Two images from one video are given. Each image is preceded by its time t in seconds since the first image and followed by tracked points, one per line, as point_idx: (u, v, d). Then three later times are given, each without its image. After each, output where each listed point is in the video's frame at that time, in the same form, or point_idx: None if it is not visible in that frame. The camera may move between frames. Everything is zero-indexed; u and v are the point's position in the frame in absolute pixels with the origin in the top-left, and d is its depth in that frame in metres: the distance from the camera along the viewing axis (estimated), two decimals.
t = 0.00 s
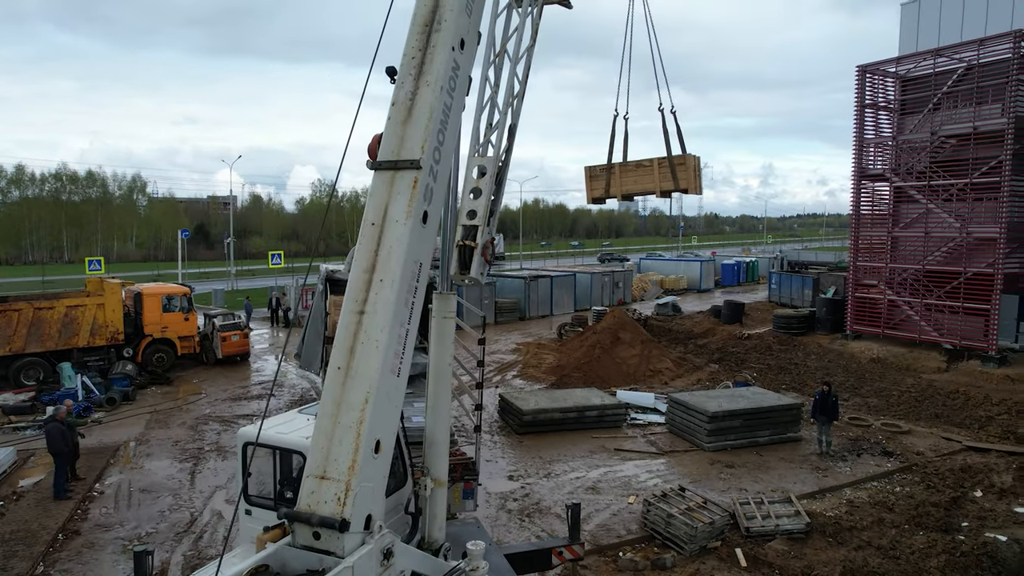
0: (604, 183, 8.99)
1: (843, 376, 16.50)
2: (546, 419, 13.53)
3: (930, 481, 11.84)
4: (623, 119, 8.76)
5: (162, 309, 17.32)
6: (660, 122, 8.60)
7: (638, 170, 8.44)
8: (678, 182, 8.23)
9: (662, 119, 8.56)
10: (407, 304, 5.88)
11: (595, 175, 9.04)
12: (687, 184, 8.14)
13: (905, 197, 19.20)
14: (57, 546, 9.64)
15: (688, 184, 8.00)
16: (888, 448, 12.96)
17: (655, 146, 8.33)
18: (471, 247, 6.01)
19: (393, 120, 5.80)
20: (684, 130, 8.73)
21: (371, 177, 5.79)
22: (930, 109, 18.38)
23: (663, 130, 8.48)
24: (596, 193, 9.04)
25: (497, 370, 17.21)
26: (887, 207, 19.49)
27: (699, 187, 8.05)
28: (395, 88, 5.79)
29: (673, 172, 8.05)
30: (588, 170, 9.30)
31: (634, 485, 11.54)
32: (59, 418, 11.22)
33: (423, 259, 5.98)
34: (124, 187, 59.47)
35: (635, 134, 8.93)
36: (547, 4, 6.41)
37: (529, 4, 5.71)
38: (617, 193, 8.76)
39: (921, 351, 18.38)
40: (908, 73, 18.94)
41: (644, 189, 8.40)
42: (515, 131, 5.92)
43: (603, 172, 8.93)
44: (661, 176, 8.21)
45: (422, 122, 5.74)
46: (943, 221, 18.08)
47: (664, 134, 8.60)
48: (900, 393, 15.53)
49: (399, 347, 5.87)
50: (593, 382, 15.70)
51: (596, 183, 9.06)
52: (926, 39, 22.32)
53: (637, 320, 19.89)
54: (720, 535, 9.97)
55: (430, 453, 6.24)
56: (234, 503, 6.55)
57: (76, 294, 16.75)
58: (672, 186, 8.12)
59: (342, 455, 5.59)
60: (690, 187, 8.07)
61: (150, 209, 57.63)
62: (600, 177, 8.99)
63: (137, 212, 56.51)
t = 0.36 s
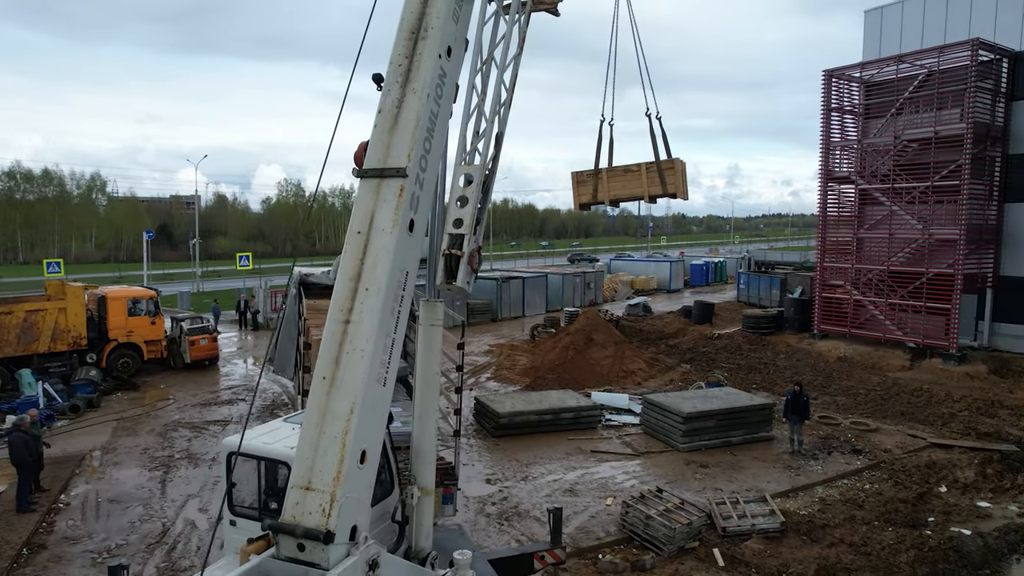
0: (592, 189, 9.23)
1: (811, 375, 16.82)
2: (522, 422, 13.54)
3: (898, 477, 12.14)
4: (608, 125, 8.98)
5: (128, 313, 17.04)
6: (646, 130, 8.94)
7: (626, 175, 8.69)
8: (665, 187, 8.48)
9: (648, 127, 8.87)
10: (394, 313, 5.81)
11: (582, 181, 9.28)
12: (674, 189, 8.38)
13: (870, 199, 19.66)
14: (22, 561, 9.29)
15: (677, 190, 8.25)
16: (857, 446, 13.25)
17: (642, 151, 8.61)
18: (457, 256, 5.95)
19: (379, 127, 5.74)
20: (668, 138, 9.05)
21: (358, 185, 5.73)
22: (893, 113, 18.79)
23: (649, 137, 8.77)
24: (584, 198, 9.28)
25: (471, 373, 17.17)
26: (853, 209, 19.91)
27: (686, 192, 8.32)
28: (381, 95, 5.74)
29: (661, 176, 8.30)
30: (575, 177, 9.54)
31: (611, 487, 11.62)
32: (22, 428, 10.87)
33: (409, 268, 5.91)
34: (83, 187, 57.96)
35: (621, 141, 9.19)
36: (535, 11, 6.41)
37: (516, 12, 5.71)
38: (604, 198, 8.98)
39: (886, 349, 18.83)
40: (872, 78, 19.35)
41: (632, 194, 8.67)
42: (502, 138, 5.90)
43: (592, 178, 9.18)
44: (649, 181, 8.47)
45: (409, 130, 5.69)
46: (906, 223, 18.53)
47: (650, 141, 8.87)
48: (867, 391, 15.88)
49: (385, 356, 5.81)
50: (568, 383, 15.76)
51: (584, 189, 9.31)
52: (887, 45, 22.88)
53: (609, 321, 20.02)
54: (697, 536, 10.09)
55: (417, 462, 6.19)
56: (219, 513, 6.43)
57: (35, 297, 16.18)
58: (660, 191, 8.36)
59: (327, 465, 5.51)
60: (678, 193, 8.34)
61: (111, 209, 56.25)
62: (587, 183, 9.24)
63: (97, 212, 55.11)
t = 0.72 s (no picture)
0: (576, 191, 9.56)
1: (783, 375, 17.09)
2: (500, 424, 13.53)
3: (870, 475, 12.38)
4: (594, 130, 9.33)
5: (95, 316, 16.68)
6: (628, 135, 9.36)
7: (611, 179, 9.06)
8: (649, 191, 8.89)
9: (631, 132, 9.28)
10: (381, 321, 5.74)
11: (567, 183, 9.60)
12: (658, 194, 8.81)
13: (839, 201, 20.04)
14: None
15: (661, 194, 8.68)
16: (831, 444, 13.48)
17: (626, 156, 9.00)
18: (445, 263, 5.90)
19: (367, 133, 5.68)
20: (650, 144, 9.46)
21: (345, 192, 5.66)
22: (861, 116, 19.11)
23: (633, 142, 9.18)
24: (568, 200, 9.58)
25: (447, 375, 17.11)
26: (823, 210, 20.25)
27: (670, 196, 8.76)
28: (369, 101, 5.68)
29: (647, 180, 8.71)
30: (558, 178, 9.84)
31: (590, 489, 11.67)
32: None
33: (397, 275, 5.84)
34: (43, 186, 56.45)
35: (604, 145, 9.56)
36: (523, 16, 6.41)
37: (504, 18, 5.70)
38: (589, 201, 9.31)
39: (855, 348, 19.21)
40: (841, 81, 19.69)
41: (616, 197, 9.02)
42: (490, 144, 5.88)
43: (576, 181, 9.52)
44: (634, 185, 8.85)
45: (397, 137, 5.64)
46: (875, 224, 18.91)
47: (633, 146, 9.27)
48: (838, 390, 16.18)
49: (373, 364, 5.74)
50: (544, 385, 15.79)
51: (567, 191, 9.62)
52: (855, 50, 23.35)
53: (584, 322, 20.11)
54: (677, 536, 10.18)
55: (406, 470, 6.14)
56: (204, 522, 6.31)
57: None
58: (644, 194, 8.75)
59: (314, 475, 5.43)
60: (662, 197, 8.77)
61: (73, 208, 54.92)
62: (571, 185, 9.56)
63: (58, 212, 53.73)
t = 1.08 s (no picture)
0: (556, 194, 9.58)
1: (754, 374, 17.35)
2: (477, 427, 13.48)
3: (842, 472, 12.63)
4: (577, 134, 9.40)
5: (58, 321, 16.22)
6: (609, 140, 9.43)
7: (592, 183, 9.11)
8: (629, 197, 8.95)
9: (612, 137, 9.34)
10: (368, 329, 5.65)
11: (547, 185, 9.63)
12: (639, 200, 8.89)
13: (808, 202, 20.41)
14: None
15: (640, 200, 8.76)
16: (803, 443, 13.71)
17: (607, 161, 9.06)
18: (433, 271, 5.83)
19: (353, 140, 5.60)
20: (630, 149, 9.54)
21: (331, 199, 5.57)
22: (829, 120, 19.49)
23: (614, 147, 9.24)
24: (548, 202, 9.61)
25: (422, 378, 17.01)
26: (792, 212, 20.59)
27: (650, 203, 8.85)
28: (355, 107, 5.60)
29: (628, 186, 8.79)
30: (537, 180, 9.87)
31: (569, 490, 11.71)
32: None
33: (385, 283, 5.75)
34: None
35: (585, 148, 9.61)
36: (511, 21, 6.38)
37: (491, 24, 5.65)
38: (569, 203, 9.34)
39: (823, 347, 19.59)
40: (809, 85, 20.05)
41: (597, 201, 9.08)
42: (477, 151, 5.83)
43: (556, 183, 9.55)
44: (616, 190, 8.92)
45: (384, 143, 5.56)
46: (843, 225, 19.30)
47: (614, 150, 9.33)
48: (808, 389, 16.48)
49: (360, 373, 5.64)
50: (520, 386, 15.78)
51: (547, 194, 9.65)
52: (821, 54, 23.79)
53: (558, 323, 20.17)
54: (657, 536, 10.26)
55: (393, 478, 6.08)
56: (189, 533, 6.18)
57: None
58: (626, 200, 8.82)
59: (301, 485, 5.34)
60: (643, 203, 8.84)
61: (29, 208, 53.38)
62: (552, 187, 9.59)
63: (14, 212, 52.20)
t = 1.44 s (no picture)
0: (536, 200, 9.60)
1: (727, 373, 17.56)
2: (454, 430, 13.43)
3: (815, 470, 12.84)
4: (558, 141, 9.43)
5: (20, 326, 15.75)
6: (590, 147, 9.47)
7: (573, 191, 9.16)
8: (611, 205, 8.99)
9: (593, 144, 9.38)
10: (356, 337, 5.57)
11: (527, 192, 9.63)
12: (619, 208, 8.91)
13: (778, 204, 20.73)
14: None
15: (621, 208, 8.79)
16: (776, 442, 13.92)
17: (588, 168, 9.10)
18: (421, 280, 5.77)
19: (342, 148, 5.52)
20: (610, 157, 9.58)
21: (319, 208, 5.49)
22: (798, 122, 19.83)
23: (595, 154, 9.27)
24: (528, 209, 9.63)
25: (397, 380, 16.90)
26: (762, 213, 20.89)
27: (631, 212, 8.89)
28: (343, 115, 5.53)
29: (610, 194, 8.83)
30: (518, 185, 9.87)
31: (548, 493, 11.72)
32: None
33: (373, 292, 5.68)
34: None
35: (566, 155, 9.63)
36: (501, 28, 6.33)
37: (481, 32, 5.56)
38: (549, 210, 9.37)
39: (794, 347, 19.92)
40: (779, 88, 20.36)
41: (578, 209, 9.12)
42: (466, 159, 5.78)
43: (536, 190, 9.57)
44: (597, 198, 8.97)
45: (372, 152, 5.50)
46: (812, 226, 19.63)
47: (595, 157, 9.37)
48: (780, 388, 16.73)
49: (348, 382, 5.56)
50: (495, 389, 15.77)
51: (527, 200, 9.66)
52: (790, 58, 24.18)
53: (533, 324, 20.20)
54: (637, 538, 10.31)
55: (381, 486, 6.02)
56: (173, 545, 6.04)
57: None
58: (606, 208, 8.87)
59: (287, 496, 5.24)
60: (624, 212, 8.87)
61: None
62: (532, 194, 9.61)
63: None
